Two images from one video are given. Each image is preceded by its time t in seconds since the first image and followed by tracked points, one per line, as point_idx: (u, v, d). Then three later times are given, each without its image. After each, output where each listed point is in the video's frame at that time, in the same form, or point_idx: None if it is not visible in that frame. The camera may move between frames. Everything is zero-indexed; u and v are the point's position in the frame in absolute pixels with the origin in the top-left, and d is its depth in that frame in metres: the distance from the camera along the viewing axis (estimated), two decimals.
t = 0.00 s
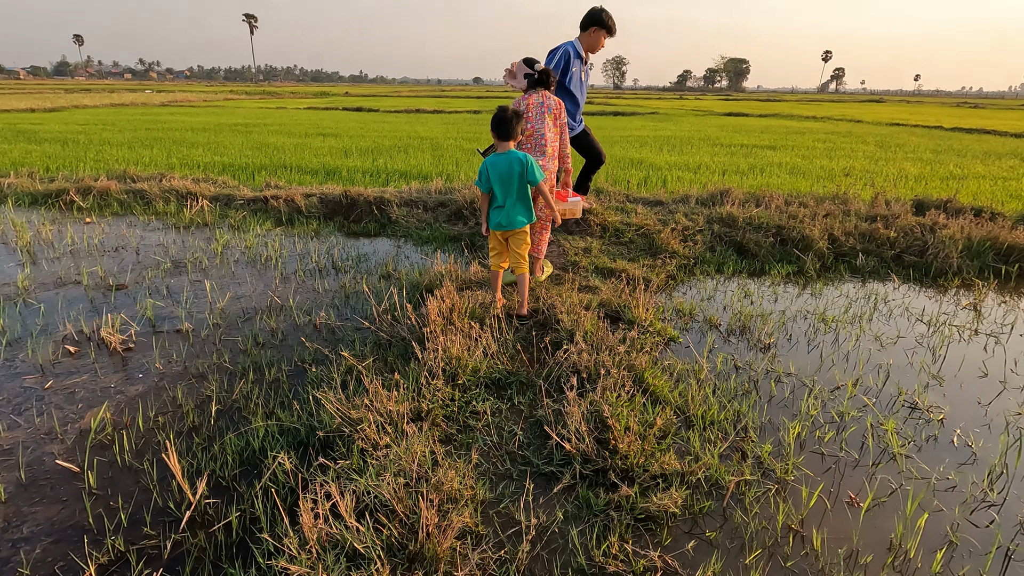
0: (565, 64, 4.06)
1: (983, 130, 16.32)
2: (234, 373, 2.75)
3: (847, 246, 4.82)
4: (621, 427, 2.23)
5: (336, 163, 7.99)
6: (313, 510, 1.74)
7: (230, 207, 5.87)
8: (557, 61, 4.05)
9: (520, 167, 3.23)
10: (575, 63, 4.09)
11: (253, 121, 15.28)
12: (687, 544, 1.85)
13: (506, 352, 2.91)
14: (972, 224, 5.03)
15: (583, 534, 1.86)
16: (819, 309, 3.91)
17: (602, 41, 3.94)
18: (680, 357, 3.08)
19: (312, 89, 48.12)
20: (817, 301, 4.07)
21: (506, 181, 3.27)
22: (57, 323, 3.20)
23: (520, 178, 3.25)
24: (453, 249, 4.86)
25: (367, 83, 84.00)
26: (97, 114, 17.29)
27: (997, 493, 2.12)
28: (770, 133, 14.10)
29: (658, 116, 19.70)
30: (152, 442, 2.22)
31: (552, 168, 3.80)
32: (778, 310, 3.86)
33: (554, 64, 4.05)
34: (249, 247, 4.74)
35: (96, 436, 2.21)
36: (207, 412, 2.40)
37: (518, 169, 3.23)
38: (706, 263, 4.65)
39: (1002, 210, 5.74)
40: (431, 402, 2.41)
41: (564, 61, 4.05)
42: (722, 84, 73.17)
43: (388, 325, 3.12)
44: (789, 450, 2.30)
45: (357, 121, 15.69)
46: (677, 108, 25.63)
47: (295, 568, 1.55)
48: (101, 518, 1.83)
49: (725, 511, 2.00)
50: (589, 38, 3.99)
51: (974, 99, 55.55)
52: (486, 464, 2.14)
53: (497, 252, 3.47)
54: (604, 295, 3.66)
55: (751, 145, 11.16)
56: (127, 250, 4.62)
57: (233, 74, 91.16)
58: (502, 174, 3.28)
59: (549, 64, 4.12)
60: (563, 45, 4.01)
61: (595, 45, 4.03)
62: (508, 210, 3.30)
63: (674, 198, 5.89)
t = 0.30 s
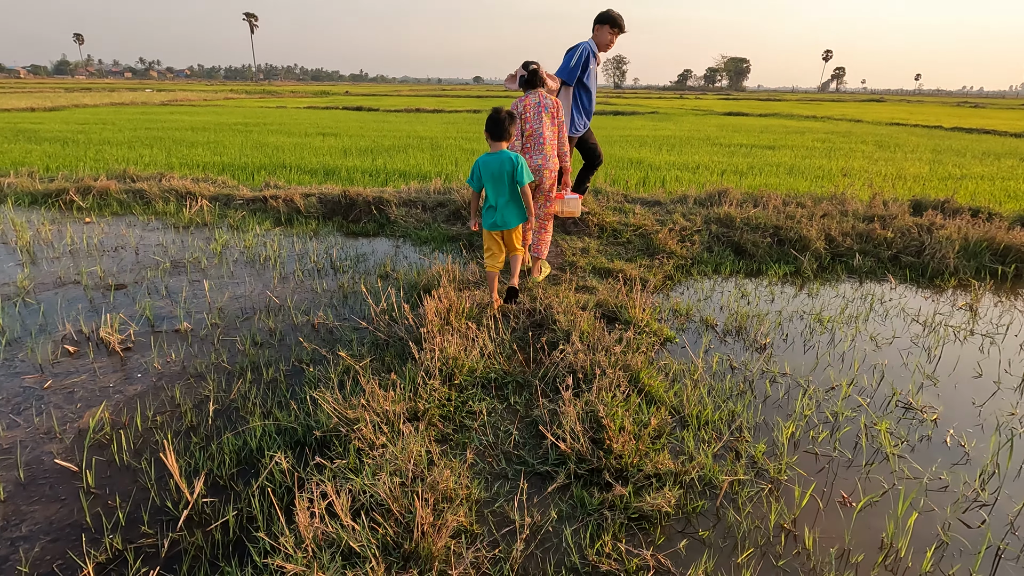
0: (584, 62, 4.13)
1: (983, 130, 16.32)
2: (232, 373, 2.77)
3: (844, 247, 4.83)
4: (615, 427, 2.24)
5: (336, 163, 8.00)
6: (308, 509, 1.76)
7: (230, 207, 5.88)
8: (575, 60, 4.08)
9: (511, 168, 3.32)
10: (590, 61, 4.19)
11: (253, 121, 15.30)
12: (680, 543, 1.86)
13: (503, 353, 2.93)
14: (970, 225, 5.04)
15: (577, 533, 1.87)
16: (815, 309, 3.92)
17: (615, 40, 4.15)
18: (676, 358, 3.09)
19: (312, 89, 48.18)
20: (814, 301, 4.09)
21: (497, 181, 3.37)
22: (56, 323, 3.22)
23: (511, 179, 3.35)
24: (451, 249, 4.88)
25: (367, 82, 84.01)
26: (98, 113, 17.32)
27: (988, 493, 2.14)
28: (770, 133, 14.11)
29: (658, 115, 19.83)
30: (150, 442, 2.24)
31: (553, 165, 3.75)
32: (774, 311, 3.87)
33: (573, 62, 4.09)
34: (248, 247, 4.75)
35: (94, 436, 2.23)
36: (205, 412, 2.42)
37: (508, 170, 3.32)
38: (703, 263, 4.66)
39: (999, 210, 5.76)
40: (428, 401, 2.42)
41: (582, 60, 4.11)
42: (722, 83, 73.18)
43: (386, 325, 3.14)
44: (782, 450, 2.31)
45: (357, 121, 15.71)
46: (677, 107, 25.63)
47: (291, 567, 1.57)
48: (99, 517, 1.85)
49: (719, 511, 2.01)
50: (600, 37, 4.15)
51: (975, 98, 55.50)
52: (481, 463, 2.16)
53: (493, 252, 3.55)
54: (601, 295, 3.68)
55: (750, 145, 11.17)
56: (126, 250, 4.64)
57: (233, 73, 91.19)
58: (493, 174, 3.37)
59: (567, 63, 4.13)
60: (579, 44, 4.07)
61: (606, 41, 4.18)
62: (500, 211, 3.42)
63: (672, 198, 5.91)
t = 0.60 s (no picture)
0: (593, 47, 4.28)
1: (981, 130, 16.34)
2: (226, 373, 2.77)
3: (839, 247, 4.84)
4: (607, 427, 2.25)
5: (333, 162, 8.00)
6: (298, 508, 1.76)
7: (226, 206, 5.89)
8: (585, 46, 4.24)
9: (499, 168, 3.32)
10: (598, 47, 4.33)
11: (252, 121, 15.30)
12: (669, 543, 1.87)
13: (496, 352, 2.94)
14: (964, 225, 5.06)
15: (566, 532, 1.88)
16: (810, 309, 3.93)
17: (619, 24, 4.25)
18: (670, 357, 3.10)
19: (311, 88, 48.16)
20: (808, 302, 4.09)
21: (486, 180, 3.40)
22: (50, 322, 3.22)
23: (499, 180, 3.35)
24: (447, 249, 4.88)
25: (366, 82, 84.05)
26: (96, 112, 17.33)
27: (977, 493, 2.15)
28: (768, 133, 14.12)
29: (657, 115, 19.95)
30: (142, 441, 2.24)
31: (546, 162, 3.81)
32: (769, 311, 3.88)
33: (583, 49, 4.25)
34: (244, 246, 4.76)
35: (87, 435, 2.24)
36: (198, 411, 2.42)
37: (497, 171, 3.32)
38: (699, 264, 4.67)
39: (994, 211, 5.78)
40: (420, 401, 2.43)
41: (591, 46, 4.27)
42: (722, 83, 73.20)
43: (380, 325, 3.14)
44: (773, 449, 2.32)
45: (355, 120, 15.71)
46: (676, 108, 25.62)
47: (280, 565, 1.57)
48: (90, 516, 1.85)
49: (709, 510, 2.02)
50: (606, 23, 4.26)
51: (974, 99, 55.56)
52: (473, 463, 2.17)
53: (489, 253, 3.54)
54: (595, 295, 3.69)
55: (748, 145, 11.18)
56: (122, 249, 4.63)
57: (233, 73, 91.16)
58: (485, 174, 3.39)
59: (577, 49, 4.28)
60: (587, 31, 4.22)
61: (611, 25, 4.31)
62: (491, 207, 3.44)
63: (668, 198, 5.92)
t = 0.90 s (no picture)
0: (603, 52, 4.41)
1: (977, 131, 16.39)
2: (215, 374, 2.78)
3: (831, 248, 4.86)
4: (593, 428, 2.26)
5: (329, 163, 8.00)
6: (282, 510, 1.77)
7: (220, 207, 5.89)
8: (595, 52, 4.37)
9: (498, 169, 3.34)
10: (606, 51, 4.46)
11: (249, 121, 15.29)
12: (653, 543, 1.88)
13: (486, 353, 2.94)
14: (956, 225, 5.07)
15: (550, 533, 1.88)
16: (801, 310, 3.94)
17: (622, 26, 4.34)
18: (659, 358, 3.11)
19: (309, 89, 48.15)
20: (800, 302, 4.11)
21: (485, 181, 3.40)
22: (40, 323, 3.22)
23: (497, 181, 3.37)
24: (440, 250, 4.89)
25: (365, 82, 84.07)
26: (93, 112, 17.34)
27: (961, 493, 2.16)
28: (765, 134, 14.14)
29: (654, 116, 20.02)
30: (129, 442, 2.24)
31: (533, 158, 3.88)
32: (760, 311, 3.89)
33: (594, 55, 4.38)
34: (237, 247, 4.76)
35: (73, 436, 2.24)
36: (186, 412, 2.42)
37: (498, 172, 3.34)
38: (691, 264, 4.69)
39: (987, 211, 5.79)
40: (408, 402, 2.43)
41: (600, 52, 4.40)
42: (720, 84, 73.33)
43: (371, 325, 3.15)
44: (759, 449, 2.33)
45: (353, 121, 15.71)
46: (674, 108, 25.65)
47: (261, 566, 1.58)
48: (74, 517, 1.86)
49: (693, 511, 2.03)
50: (609, 25, 4.35)
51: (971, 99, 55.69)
52: (459, 463, 2.17)
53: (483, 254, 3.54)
54: (587, 296, 3.69)
55: (744, 146, 11.20)
56: (115, 250, 4.63)
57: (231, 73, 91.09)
58: (486, 175, 3.40)
59: (587, 56, 4.42)
60: (593, 37, 4.34)
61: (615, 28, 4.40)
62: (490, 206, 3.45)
63: (662, 198, 5.93)
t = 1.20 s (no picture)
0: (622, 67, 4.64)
1: (975, 133, 16.40)
2: (210, 376, 2.78)
3: (828, 250, 4.86)
4: (588, 431, 2.26)
5: (327, 165, 8.00)
6: (275, 513, 1.77)
7: (218, 209, 5.89)
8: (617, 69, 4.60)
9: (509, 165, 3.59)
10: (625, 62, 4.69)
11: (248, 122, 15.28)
12: (646, 546, 1.88)
13: (481, 356, 2.94)
14: (953, 228, 5.08)
15: (543, 537, 1.88)
16: (797, 312, 3.95)
17: (639, 35, 4.51)
18: (655, 361, 3.11)
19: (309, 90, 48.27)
20: (796, 305, 4.11)
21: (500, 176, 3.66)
22: (36, 325, 3.22)
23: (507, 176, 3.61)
24: (437, 252, 4.90)
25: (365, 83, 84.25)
26: (92, 114, 17.34)
27: (954, 497, 2.16)
28: (763, 135, 14.15)
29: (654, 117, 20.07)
30: (123, 445, 2.24)
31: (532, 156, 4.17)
32: (756, 314, 3.89)
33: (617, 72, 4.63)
34: (235, 249, 4.76)
35: (68, 439, 2.24)
36: (181, 415, 2.43)
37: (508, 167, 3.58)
38: (688, 267, 4.69)
39: (984, 214, 5.80)
40: (403, 405, 2.43)
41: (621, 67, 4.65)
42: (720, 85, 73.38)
43: (367, 328, 3.15)
44: (754, 453, 2.33)
45: (352, 122, 15.72)
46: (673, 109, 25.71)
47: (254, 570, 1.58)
48: (67, 520, 1.86)
49: (687, 514, 2.03)
50: (627, 38, 4.51)
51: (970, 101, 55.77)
52: (453, 467, 2.17)
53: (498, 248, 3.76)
54: (583, 298, 3.69)
55: (743, 148, 11.21)
56: (113, 252, 4.64)
57: (231, 73, 91.28)
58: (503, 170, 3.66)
59: (610, 74, 4.65)
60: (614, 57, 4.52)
61: (632, 39, 4.55)
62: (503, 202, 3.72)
63: (660, 201, 5.93)
